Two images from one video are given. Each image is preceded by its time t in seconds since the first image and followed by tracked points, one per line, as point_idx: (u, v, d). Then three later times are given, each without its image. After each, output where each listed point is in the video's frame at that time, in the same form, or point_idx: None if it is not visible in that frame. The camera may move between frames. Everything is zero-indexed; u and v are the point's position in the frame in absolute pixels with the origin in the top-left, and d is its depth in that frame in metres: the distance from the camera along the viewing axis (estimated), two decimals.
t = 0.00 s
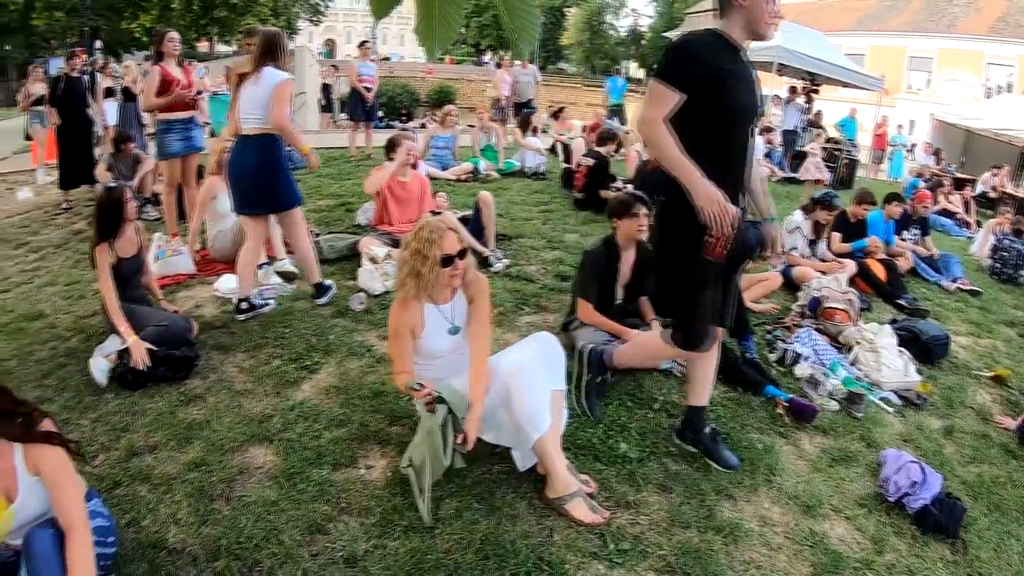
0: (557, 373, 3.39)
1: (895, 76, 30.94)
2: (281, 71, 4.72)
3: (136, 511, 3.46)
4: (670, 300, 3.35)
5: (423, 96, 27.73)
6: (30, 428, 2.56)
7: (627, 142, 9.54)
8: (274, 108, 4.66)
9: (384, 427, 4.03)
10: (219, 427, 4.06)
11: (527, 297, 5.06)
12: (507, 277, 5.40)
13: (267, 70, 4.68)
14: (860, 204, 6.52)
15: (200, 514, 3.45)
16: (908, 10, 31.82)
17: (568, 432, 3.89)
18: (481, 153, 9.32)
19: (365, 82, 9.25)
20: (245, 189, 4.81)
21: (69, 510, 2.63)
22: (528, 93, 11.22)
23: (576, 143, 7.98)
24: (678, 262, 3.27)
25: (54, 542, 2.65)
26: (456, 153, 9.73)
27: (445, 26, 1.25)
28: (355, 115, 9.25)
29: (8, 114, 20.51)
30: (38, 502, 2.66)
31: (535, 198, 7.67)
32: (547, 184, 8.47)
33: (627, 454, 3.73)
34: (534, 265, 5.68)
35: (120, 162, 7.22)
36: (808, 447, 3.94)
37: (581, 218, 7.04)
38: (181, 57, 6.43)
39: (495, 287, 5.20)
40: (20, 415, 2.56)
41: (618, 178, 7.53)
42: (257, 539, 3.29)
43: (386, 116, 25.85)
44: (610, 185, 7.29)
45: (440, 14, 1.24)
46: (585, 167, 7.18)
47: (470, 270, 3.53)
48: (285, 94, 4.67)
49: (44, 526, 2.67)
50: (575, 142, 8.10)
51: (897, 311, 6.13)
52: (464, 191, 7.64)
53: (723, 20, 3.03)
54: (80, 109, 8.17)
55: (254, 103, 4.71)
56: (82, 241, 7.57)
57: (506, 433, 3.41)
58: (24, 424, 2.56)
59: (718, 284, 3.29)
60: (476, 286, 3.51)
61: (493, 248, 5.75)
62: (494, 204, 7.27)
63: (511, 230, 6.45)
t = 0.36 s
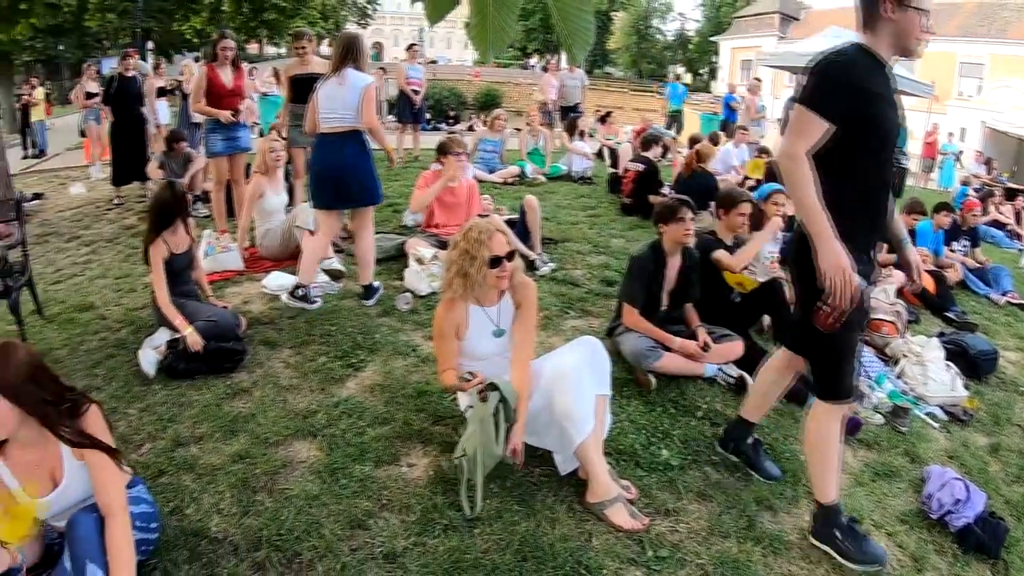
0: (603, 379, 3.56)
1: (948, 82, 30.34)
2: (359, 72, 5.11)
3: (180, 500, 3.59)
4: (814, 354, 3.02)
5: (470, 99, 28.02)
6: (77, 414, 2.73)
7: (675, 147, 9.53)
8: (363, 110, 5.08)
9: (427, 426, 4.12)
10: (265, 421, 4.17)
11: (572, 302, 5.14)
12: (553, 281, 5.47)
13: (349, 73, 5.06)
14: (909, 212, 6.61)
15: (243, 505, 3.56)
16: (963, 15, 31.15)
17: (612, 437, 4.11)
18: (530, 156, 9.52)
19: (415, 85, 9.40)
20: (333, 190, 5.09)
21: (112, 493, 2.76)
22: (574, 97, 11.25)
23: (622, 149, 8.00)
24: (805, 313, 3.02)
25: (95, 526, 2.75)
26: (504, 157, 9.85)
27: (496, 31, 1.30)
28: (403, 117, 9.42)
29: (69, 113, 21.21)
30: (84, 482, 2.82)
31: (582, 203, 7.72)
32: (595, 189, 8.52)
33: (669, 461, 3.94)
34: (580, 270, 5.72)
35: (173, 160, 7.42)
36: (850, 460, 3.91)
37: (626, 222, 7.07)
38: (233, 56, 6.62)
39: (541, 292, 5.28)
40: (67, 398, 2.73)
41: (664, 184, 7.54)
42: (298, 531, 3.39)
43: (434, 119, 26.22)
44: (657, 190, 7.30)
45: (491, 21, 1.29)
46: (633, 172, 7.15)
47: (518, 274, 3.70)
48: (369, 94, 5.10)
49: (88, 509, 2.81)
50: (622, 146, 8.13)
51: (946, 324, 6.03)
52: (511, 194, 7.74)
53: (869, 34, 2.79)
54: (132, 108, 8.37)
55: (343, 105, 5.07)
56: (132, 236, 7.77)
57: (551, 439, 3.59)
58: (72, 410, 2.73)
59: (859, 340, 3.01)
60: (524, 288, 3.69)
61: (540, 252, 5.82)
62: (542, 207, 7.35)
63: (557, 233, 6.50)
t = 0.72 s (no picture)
0: (635, 387, 3.67)
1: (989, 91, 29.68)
2: (410, 75, 5.56)
3: (210, 491, 3.68)
4: (922, 416, 2.68)
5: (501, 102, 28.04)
6: (111, 402, 2.87)
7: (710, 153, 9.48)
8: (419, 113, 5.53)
9: (458, 427, 4.16)
10: (297, 416, 4.24)
11: (605, 307, 5.17)
12: (585, 286, 5.49)
13: (406, 76, 5.49)
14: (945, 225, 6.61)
15: (273, 498, 3.64)
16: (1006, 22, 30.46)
17: (643, 442, 4.22)
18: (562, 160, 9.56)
19: (450, 88, 9.47)
20: (378, 177, 5.52)
21: (140, 483, 2.83)
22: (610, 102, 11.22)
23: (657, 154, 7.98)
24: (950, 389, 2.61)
25: (122, 515, 2.80)
26: (537, 161, 9.87)
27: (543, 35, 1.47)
28: (438, 119, 9.49)
29: (113, 110, 21.69)
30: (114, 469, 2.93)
31: (615, 208, 7.73)
32: (628, 194, 8.51)
33: (699, 469, 4.05)
34: (613, 275, 5.73)
35: (210, 157, 7.56)
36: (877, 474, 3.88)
37: (660, 229, 7.06)
38: (273, 58, 6.64)
39: (573, 296, 5.30)
40: (100, 385, 2.88)
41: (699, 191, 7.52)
42: (326, 527, 3.45)
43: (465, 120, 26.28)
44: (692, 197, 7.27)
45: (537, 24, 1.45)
46: (667, 178, 7.13)
47: (551, 280, 3.77)
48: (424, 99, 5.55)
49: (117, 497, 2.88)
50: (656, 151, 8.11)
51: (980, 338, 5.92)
52: (544, 198, 7.77)
53: None
54: (171, 104, 8.51)
55: (398, 105, 5.45)
56: (169, 231, 7.90)
57: (582, 442, 3.62)
58: (106, 398, 2.87)
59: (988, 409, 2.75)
60: (555, 295, 3.77)
61: (573, 256, 5.84)
62: (575, 212, 7.36)
63: (591, 238, 6.51)
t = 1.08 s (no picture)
0: (660, 390, 3.68)
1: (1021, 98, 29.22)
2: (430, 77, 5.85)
3: (235, 485, 3.74)
4: None
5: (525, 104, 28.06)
6: (145, 395, 2.91)
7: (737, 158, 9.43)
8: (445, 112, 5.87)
9: (484, 428, 4.18)
10: (323, 413, 4.29)
11: (631, 311, 5.18)
12: (611, 289, 5.50)
13: (431, 79, 5.79)
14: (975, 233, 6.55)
15: (298, 494, 3.69)
16: None
17: (668, 447, 4.23)
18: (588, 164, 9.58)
19: (478, 89, 9.51)
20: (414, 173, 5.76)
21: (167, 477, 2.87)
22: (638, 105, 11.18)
23: (684, 158, 7.96)
24: None
25: (147, 508, 2.84)
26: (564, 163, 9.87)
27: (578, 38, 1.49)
28: (466, 121, 9.52)
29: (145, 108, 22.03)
30: (143, 461, 3.00)
31: (642, 211, 7.71)
32: (654, 198, 8.49)
33: (723, 476, 4.06)
34: (640, 279, 5.73)
35: (240, 155, 7.65)
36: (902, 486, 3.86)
37: (687, 233, 7.03)
38: (305, 56, 6.65)
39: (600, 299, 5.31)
40: (135, 376, 2.92)
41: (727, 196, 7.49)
42: (351, 523, 3.49)
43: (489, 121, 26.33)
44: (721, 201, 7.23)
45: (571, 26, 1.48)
46: (695, 183, 7.11)
47: (582, 291, 3.96)
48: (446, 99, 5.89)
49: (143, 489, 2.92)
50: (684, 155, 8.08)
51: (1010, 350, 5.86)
52: (571, 201, 7.79)
53: None
54: (202, 103, 8.63)
55: (427, 106, 5.75)
56: (198, 227, 7.99)
57: (604, 446, 3.71)
58: (140, 391, 2.91)
59: None
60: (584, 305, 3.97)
61: (599, 259, 5.84)
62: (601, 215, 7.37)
63: (617, 241, 6.51)
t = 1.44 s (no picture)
0: (693, 396, 3.68)
1: None
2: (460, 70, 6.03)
3: (265, 480, 3.78)
4: None
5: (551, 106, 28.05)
6: (184, 392, 2.97)
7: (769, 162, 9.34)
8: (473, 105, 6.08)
9: (514, 430, 4.19)
10: (354, 411, 4.32)
11: (662, 315, 5.19)
12: (642, 293, 5.49)
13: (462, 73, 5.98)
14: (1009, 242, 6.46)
15: (328, 491, 3.72)
16: None
17: (697, 453, 4.21)
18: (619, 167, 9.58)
19: (509, 91, 9.52)
20: (440, 159, 5.93)
21: (203, 475, 2.91)
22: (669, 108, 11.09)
23: (714, 162, 7.92)
24: None
25: (181, 502, 2.88)
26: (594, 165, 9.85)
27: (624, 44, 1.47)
28: (496, 122, 9.54)
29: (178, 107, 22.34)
30: (177, 456, 3.04)
31: (673, 216, 7.68)
32: (684, 202, 8.44)
33: (752, 483, 4.04)
34: (670, 284, 5.71)
35: (272, 153, 7.72)
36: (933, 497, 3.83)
37: (718, 238, 6.99)
38: (338, 54, 6.70)
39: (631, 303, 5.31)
40: (176, 372, 2.97)
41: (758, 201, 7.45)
42: (379, 521, 3.51)
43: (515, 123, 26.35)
44: (753, 205, 7.17)
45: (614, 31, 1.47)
46: (726, 187, 7.07)
47: (615, 290, 3.90)
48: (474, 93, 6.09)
49: (177, 483, 2.96)
50: (715, 159, 8.02)
51: None
52: (602, 204, 7.77)
53: None
54: (234, 102, 8.72)
55: (458, 100, 5.93)
56: (229, 225, 8.08)
57: (635, 450, 3.72)
58: (180, 387, 2.97)
59: None
60: (617, 303, 3.92)
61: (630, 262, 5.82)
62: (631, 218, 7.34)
63: (648, 245, 6.49)
